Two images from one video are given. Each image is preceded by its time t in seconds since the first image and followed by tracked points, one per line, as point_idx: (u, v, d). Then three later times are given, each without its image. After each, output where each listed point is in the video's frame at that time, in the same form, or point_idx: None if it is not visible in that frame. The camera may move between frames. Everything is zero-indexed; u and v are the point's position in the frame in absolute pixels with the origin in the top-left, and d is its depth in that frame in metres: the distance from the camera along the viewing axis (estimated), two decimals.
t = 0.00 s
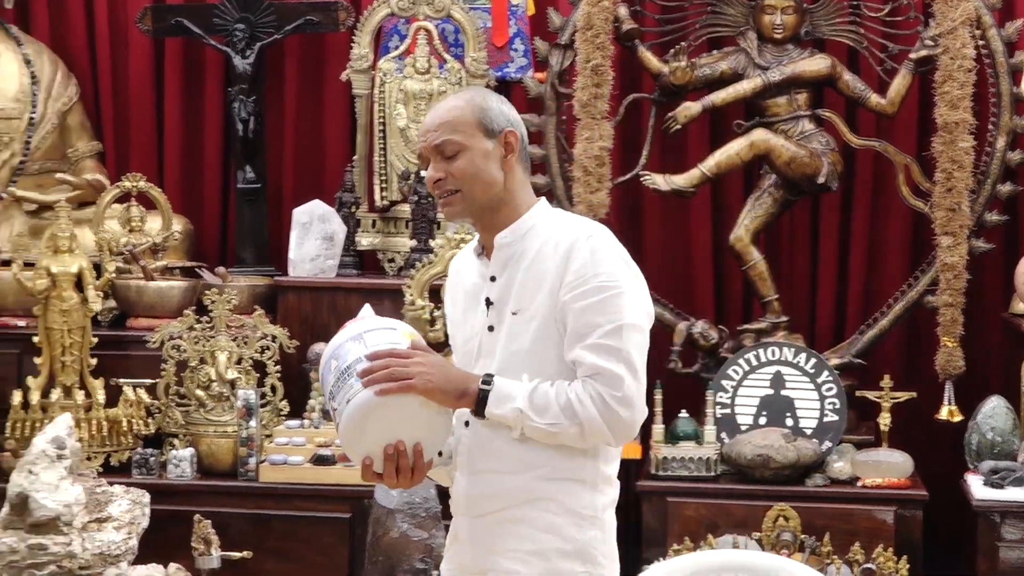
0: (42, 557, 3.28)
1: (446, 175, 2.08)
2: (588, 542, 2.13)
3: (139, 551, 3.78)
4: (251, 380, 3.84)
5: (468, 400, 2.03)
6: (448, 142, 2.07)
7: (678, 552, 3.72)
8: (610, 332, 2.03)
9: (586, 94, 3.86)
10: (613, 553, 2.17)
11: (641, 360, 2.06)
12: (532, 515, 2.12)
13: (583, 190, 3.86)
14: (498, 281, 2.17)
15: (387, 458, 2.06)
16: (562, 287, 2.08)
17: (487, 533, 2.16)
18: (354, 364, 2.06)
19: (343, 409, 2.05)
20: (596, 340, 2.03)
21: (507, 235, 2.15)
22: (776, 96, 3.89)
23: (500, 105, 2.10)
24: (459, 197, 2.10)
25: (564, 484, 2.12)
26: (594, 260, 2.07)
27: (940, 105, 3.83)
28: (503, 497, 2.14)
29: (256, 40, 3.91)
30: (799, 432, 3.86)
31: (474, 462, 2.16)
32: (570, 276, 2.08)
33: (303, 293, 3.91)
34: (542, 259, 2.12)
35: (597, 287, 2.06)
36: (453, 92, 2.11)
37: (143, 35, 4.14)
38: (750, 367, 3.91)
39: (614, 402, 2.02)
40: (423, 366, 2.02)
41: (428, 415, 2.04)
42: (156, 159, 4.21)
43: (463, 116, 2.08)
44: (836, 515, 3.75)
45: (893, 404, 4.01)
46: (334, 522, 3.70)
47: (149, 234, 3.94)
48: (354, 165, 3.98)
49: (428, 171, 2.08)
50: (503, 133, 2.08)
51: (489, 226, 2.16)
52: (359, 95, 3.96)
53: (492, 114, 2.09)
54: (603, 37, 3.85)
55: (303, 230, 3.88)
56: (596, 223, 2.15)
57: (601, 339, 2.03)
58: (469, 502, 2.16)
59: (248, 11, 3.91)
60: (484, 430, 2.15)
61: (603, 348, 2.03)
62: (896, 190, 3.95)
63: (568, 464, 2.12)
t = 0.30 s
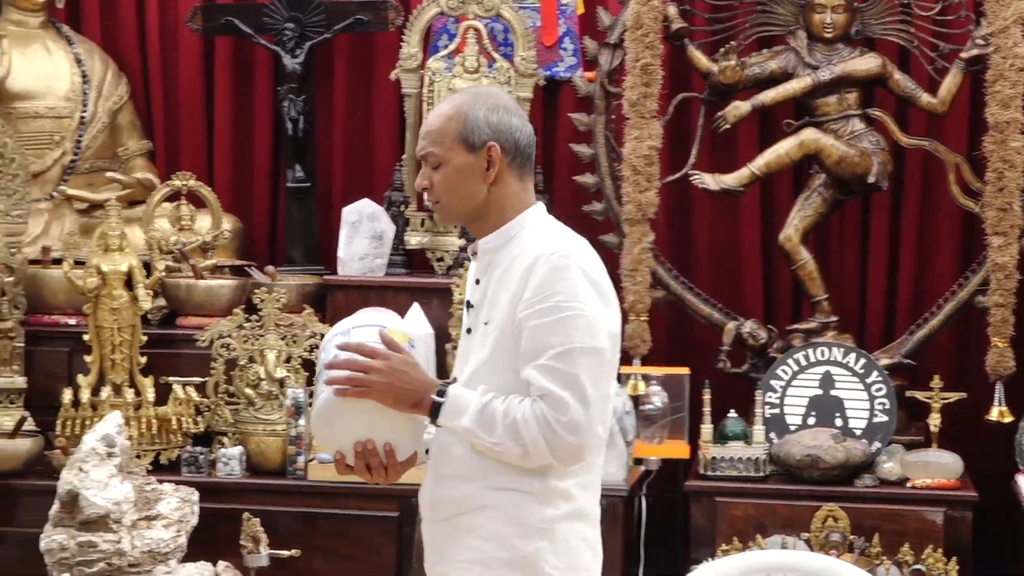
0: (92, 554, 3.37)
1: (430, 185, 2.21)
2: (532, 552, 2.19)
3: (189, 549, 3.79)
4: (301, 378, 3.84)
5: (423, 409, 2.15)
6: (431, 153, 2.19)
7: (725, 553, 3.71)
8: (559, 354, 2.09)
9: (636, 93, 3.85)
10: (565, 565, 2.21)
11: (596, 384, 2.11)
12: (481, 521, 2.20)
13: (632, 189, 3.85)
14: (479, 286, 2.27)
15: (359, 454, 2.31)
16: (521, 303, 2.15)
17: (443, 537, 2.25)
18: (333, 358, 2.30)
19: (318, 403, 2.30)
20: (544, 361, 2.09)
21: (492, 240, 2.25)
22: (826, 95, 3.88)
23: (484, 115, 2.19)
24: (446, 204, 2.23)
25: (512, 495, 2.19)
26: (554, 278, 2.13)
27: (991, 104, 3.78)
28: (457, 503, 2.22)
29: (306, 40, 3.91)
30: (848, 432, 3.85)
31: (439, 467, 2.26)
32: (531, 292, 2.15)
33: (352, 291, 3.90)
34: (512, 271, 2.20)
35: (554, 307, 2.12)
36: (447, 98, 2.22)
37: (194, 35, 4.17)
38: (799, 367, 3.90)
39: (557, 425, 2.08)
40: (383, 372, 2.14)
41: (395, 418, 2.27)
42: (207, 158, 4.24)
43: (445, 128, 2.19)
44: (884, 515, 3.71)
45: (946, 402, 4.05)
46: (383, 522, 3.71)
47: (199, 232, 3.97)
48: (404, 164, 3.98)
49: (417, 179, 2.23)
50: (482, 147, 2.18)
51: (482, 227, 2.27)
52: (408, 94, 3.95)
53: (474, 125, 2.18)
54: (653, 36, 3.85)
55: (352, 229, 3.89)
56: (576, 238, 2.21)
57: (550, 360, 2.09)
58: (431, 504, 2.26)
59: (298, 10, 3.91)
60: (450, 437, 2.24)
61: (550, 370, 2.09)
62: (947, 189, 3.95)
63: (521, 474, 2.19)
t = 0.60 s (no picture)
0: (146, 552, 3.37)
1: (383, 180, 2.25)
2: (474, 544, 2.23)
3: (242, 547, 3.80)
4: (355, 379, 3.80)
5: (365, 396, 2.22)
6: (381, 150, 2.24)
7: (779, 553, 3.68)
8: (482, 353, 2.14)
9: (689, 92, 3.83)
10: (512, 557, 2.24)
11: (526, 383, 2.14)
12: (429, 512, 2.26)
13: (685, 188, 3.84)
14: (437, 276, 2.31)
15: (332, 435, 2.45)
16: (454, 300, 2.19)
17: (402, 526, 2.31)
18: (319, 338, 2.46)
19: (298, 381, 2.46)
20: (468, 359, 2.14)
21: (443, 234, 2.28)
22: (881, 94, 3.86)
23: (430, 108, 2.24)
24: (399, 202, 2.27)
25: (456, 486, 2.24)
26: (484, 276, 2.16)
27: None
28: (412, 493, 2.28)
29: (360, 39, 3.92)
30: (902, 432, 3.83)
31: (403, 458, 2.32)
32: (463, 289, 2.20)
33: (405, 290, 3.88)
34: (452, 266, 2.25)
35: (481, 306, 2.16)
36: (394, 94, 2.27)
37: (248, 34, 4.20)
38: (853, 366, 3.88)
39: (479, 422, 2.13)
40: (326, 357, 2.21)
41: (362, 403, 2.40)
42: (261, 157, 4.26)
43: (395, 123, 2.24)
44: (939, 516, 3.68)
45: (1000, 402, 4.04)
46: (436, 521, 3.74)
47: (253, 231, 3.97)
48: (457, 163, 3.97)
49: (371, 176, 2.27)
50: (431, 140, 2.22)
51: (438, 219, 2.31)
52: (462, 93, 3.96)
53: (422, 119, 2.23)
54: (707, 35, 3.81)
55: (405, 228, 3.91)
56: (520, 233, 2.23)
57: (475, 358, 2.14)
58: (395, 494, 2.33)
59: (352, 9, 3.91)
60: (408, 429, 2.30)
61: (472, 368, 2.13)
62: (1004, 189, 3.93)
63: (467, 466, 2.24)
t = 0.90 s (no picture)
0: (200, 547, 3.37)
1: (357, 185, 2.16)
2: (477, 540, 2.10)
3: (297, 543, 3.81)
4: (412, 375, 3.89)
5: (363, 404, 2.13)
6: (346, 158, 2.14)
7: (833, 552, 3.65)
8: (450, 345, 2.00)
9: (745, 89, 3.82)
10: (516, 550, 2.11)
11: (500, 370, 2.00)
12: (430, 510, 2.14)
13: (739, 186, 3.83)
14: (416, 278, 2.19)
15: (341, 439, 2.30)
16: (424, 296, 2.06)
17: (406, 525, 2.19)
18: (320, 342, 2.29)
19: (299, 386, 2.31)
20: (438, 354, 2.01)
21: (418, 231, 2.15)
22: (937, 92, 3.83)
23: (389, 107, 2.12)
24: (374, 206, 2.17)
25: (454, 482, 2.11)
26: (451, 268, 2.03)
27: None
28: (413, 490, 2.16)
29: (414, 36, 3.92)
30: (957, 431, 3.81)
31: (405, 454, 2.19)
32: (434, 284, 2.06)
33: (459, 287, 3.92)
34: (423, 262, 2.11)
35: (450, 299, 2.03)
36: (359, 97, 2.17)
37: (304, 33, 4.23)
38: (909, 365, 3.86)
39: (455, 415, 1.99)
40: (325, 371, 2.15)
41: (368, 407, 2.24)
42: (315, 154, 4.28)
43: (357, 127, 2.14)
44: (996, 516, 3.63)
45: None
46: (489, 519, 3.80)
47: (308, 228, 3.98)
48: (511, 160, 4.00)
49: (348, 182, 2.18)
50: (390, 139, 2.11)
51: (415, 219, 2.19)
52: (516, 90, 3.97)
53: (381, 120, 2.12)
54: (762, 32, 3.81)
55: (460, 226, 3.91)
56: (487, 219, 2.09)
57: (446, 353, 2.00)
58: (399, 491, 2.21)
59: (407, 7, 3.91)
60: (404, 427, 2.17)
61: (443, 362, 2.00)
62: None
63: (459, 461, 2.11)
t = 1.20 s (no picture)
0: (260, 540, 3.37)
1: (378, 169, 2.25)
2: (484, 521, 2.20)
3: (357, 537, 3.81)
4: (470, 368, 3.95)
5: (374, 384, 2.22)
6: (369, 140, 2.24)
7: (892, 549, 3.61)
8: (473, 314, 2.11)
9: (805, 84, 3.81)
10: (519, 533, 2.22)
11: (519, 339, 2.12)
12: (435, 497, 2.22)
13: (799, 181, 3.83)
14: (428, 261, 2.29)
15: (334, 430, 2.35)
16: (445, 271, 2.18)
17: (406, 511, 2.27)
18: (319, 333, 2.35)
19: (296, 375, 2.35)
20: (462, 323, 2.12)
21: (432, 217, 2.26)
22: (998, 87, 3.81)
23: (416, 94, 2.24)
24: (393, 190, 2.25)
25: (459, 465, 2.21)
26: (474, 243, 2.15)
27: None
28: (416, 477, 2.24)
29: (473, 31, 3.92)
30: (1020, 428, 3.75)
31: (406, 440, 2.26)
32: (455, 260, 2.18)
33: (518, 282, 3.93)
34: (441, 243, 2.22)
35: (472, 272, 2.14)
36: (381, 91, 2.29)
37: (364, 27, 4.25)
38: (969, 361, 3.83)
39: (477, 382, 2.10)
40: (337, 352, 2.23)
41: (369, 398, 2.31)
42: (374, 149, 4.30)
43: (383, 113, 2.24)
44: None
45: None
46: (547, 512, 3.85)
47: (367, 222, 3.97)
48: (570, 155, 4.02)
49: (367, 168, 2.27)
50: (418, 122, 2.22)
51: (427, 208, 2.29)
52: (575, 84, 3.97)
53: (408, 106, 2.23)
54: (823, 27, 3.78)
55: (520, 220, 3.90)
56: (505, 202, 2.22)
57: (468, 322, 2.11)
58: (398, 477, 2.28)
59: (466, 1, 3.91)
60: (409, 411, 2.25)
61: (466, 331, 2.11)
62: None
63: (467, 444, 2.20)
